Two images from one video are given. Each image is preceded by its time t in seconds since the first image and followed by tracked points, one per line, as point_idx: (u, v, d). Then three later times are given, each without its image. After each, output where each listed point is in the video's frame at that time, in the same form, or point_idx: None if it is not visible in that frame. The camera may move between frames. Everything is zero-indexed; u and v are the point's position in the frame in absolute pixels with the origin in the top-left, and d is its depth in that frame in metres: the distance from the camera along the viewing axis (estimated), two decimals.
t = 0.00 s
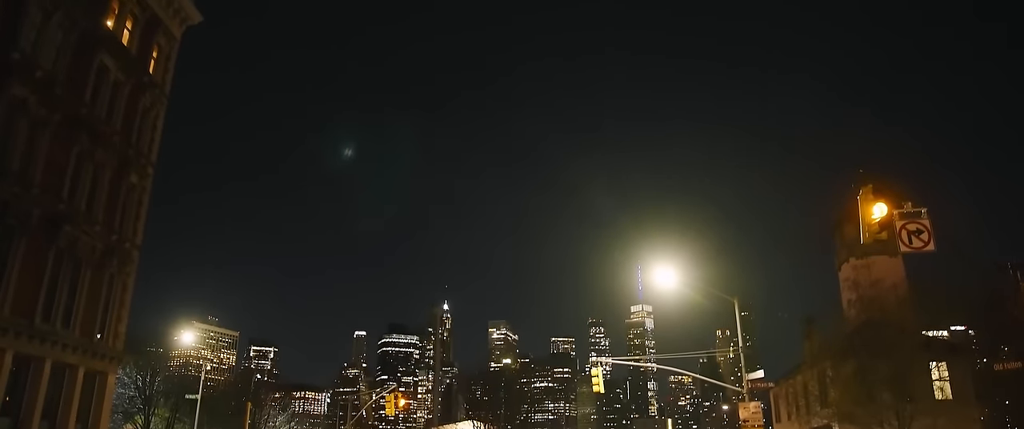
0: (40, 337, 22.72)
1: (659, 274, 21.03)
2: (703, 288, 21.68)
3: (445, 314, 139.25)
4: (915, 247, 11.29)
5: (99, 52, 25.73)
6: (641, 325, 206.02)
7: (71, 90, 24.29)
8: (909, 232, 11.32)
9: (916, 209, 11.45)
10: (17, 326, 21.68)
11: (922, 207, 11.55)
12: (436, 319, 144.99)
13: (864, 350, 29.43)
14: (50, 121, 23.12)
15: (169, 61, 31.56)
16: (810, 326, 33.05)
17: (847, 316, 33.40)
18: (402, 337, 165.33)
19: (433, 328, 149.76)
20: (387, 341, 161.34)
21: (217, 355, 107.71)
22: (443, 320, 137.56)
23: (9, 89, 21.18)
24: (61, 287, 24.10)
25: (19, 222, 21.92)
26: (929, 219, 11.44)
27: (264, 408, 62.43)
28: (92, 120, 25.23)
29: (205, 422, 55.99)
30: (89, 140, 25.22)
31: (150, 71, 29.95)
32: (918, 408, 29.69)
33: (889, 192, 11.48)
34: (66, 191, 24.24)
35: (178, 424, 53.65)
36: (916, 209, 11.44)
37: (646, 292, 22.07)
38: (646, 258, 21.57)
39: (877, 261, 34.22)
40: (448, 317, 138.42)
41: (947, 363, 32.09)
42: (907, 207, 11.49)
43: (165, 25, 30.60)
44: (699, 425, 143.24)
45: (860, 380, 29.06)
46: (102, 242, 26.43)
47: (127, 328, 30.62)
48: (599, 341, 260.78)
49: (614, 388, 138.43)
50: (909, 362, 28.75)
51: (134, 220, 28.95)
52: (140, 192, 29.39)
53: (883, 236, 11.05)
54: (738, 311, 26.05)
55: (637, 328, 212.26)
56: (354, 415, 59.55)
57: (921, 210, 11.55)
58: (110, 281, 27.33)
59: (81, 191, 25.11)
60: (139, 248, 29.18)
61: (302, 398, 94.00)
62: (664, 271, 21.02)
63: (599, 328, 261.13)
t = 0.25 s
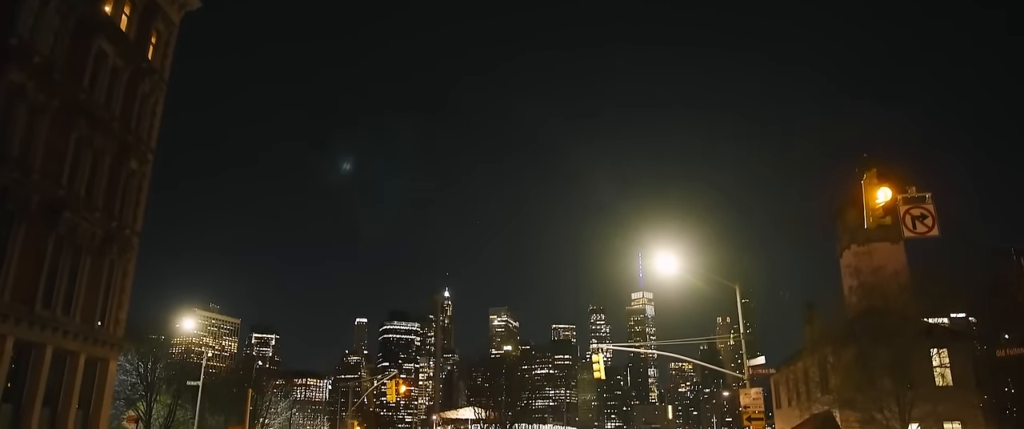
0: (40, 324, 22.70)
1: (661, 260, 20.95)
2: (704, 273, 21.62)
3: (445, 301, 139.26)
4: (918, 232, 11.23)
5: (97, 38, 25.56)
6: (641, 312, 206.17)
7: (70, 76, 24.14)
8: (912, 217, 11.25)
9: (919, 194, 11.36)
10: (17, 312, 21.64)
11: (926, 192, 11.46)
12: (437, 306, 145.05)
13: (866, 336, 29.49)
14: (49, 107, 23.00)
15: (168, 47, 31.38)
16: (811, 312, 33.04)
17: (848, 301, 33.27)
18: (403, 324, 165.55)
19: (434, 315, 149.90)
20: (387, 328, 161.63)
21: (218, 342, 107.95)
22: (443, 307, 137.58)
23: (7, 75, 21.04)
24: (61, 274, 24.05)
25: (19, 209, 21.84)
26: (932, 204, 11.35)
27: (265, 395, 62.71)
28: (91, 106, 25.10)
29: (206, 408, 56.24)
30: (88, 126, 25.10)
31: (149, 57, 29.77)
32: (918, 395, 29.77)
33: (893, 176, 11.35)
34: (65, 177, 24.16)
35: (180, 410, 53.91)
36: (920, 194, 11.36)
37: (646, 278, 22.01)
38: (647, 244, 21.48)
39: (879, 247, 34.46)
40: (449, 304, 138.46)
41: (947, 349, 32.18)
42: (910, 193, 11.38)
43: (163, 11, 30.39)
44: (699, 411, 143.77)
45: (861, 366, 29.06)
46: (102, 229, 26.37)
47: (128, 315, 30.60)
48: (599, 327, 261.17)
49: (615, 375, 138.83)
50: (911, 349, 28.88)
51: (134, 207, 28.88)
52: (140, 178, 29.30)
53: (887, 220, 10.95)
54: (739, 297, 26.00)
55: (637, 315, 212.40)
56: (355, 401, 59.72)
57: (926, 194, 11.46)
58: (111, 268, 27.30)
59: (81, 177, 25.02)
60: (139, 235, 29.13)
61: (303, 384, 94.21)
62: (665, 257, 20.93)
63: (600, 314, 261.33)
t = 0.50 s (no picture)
0: (41, 312, 22.67)
1: (662, 248, 20.89)
2: (705, 260, 21.59)
3: (447, 289, 139.32)
4: (923, 218, 11.15)
5: (94, 24, 25.38)
6: (642, 301, 206.61)
7: (68, 62, 23.99)
8: (917, 203, 11.18)
9: (925, 179, 11.31)
10: (17, 299, 21.59)
11: (932, 176, 11.39)
12: (438, 294, 145.11)
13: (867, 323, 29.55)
14: (47, 94, 22.87)
15: (167, 33, 31.23)
16: (813, 300, 33.02)
17: (850, 288, 33.19)
18: (404, 312, 165.95)
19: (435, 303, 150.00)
20: (389, 316, 162.05)
21: (220, 330, 108.29)
22: (445, 295, 137.69)
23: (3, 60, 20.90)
24: (61, 261, 24.00)
25: (17, 196, 21.74)
26: (938, 190, 11.28)
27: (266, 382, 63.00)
28: (90, 93, 24.99)
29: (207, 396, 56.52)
30: (87, 114, 24.99)
31: (148, 43, 29.61)
32: (920, 382, 29.81)
33: (897, 161, 11.29)
34: (65, 165, 24.07)
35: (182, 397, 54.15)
36: (926, 179, 11.30)
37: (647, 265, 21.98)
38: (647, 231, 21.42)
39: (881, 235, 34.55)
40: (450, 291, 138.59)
41: (950, 336, 32.21)
42: (915, 178, 11.33)
43: None
44: (700, 398, 144.26)
45: (862, 353, 29.43)
46: (102, 217, 26.29)
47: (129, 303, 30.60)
48: (600, 315, 261.83)
49: (615, 362, 139.17)
50: (913, 335, 28.89)
51: (134, 194, 28.82)
52: (140, 166, 29.22)
53: (891, 205, 10.85)
54: (741, 283, 25.96)
55: (638, 303, 212.60)
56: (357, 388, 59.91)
57: (931, 179, 11.39)
58: (111, 255, 27.24)
59: (80, 165, 24.94)
60: (139, 222, 29.06)
61: (305, 372, 94.45)
62: (666, 244, 20.87)
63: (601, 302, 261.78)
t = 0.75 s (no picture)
0: (42, 299, 22.65)
1: (663, 234, 20.83)
2: (707, 247, 21.54)
3: (448, 276, 139.39)
4: (928, 203, 11.04)
5: (93, 10, 25.22)
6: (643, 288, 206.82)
7: (67, 48, 23.85)
8: (922, 188, 11.06)
9: (930, 164, 11.20)
10: (18, 287, 21.55)
11: (936, 162, 11.29)
12: (440, 282, 145.25)
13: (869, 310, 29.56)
14: (46, 80, 22.74)
15: (166, 19, 31.06)
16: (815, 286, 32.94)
17: (852, 275, 33.10)
18: (406, 299, 166.24)
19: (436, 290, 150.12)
20: (391, 304, 162.35)
21: (222, 318, 108.72)
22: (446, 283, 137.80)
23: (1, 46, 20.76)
24: (61, 248, 23.95)
25: (17, 183, 21.67)
26: (943, 175, 11.17)
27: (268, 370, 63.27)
28: (89, 79, 24.86)
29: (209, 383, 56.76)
30: (86, 100, 24.87)
31: (147, 30, 29.45)
32: (921, 369, 29.79)
33: (902, 145, 11.16)
34: (64, 152, 23.99)
35: (184, 384, 54.36)
36: (930, 164, 11.20)
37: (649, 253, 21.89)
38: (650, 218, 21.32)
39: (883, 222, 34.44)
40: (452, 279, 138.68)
41: (952, 323, 32.20)
42: (920, 163, 11.21)
43: None
44: (700, 385, 144.65)
45: (864, 340, 29.39)
46: (103, 204, 26.22)
47: (131, 290, 30.60)
48: (601, 302, 262.07)
49: (617, 349, 139.50)
50: (915, 323, 28.85)
51: (134, 181, 28.74)
52: (140, 153, 29.13)
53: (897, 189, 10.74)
54: (742, 270, 25.91)
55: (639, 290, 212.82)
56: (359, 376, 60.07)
57: (936, 165, 11.28)
58: (111, 242, 27.20)
59: (80, 152, 24.85)
60: (140, 210, 29.00)
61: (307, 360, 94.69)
62: (669, 230, 20.77)
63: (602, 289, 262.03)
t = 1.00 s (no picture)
0: (44, 285, 22.66)
1: (665, 220, 20.73)
2: (709, 233, 21.46)
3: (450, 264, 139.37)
4: (934, 188, 10.92)
5: None
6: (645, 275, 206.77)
7: (66, 34, 23.72)
8: (927, 172, 10.95)
9: (935, 149, 11.09)
10: (19, 273, 21.51)
11: (942, 146, 11.17)
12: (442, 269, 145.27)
13: (871, 296, 29.53)
14: (45, 66, 22.62)
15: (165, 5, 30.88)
16: (817, 273, 32.87)
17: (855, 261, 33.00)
18: (408, 286, 166.45)
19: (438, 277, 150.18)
20: (392, 291, 162.54)
21: (224, 306, 109.04)
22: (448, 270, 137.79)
23: None
24: (62, 234, 23.91)
25: (17, 170, 21.59)
26: (949, 160, 11.04)
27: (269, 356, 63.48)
28: (89, 65, 24.73)
29: (211, 369, 57.00)
30: (86, 87, 24.75)
31: (146, 16, 29.29)
32: (923, 356, 29.77)
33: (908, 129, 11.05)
34: (64, 138, 23.91)
35: (187, 371, 54.66)
36: (936, 149, 11.08)
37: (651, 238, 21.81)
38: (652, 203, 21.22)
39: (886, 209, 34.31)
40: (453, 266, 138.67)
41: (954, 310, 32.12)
42: (925, 147, 11.10)
43: None
44: (702, 372, 144.76)
45: (866, 326, 29.28)
46: (103, 190, 26.16)
47: (133, 277, 30.58)
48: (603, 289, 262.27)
49: (618, 336, 139.67)
50: (917, 309, 28.79)
51: (135, 168, 28.66)
52: (140, 139, 29.04)
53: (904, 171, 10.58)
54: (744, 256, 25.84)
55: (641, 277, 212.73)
56: (361, 362, 60.20)
57: (941, 150, 11.16)
58: (112, 229, 27.15)
59: (80, 138, 24.77)
60: (140, 197, 28.93)
61: (309, 347, 94.96)
62: (671, 216, 20.69)
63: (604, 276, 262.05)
